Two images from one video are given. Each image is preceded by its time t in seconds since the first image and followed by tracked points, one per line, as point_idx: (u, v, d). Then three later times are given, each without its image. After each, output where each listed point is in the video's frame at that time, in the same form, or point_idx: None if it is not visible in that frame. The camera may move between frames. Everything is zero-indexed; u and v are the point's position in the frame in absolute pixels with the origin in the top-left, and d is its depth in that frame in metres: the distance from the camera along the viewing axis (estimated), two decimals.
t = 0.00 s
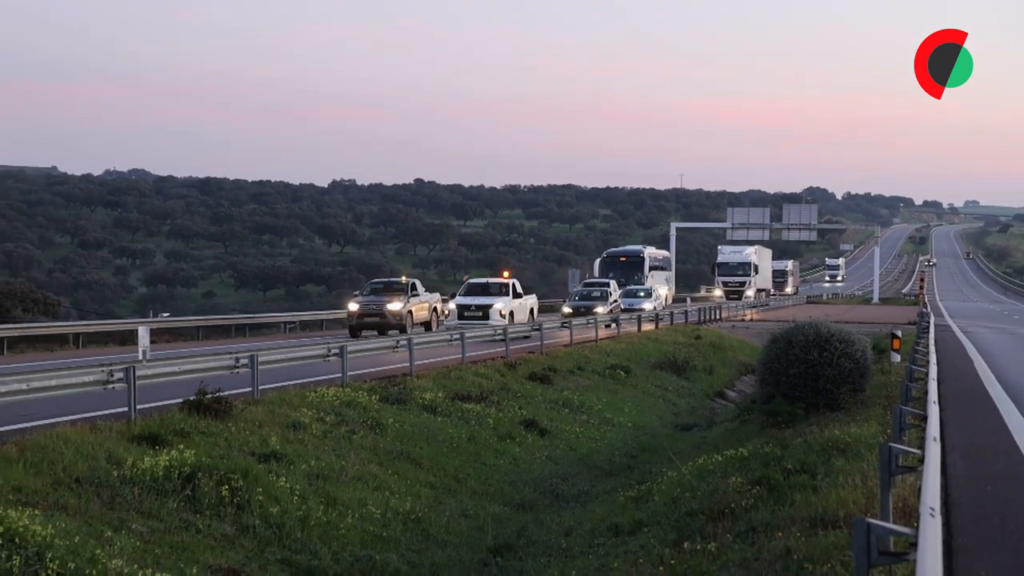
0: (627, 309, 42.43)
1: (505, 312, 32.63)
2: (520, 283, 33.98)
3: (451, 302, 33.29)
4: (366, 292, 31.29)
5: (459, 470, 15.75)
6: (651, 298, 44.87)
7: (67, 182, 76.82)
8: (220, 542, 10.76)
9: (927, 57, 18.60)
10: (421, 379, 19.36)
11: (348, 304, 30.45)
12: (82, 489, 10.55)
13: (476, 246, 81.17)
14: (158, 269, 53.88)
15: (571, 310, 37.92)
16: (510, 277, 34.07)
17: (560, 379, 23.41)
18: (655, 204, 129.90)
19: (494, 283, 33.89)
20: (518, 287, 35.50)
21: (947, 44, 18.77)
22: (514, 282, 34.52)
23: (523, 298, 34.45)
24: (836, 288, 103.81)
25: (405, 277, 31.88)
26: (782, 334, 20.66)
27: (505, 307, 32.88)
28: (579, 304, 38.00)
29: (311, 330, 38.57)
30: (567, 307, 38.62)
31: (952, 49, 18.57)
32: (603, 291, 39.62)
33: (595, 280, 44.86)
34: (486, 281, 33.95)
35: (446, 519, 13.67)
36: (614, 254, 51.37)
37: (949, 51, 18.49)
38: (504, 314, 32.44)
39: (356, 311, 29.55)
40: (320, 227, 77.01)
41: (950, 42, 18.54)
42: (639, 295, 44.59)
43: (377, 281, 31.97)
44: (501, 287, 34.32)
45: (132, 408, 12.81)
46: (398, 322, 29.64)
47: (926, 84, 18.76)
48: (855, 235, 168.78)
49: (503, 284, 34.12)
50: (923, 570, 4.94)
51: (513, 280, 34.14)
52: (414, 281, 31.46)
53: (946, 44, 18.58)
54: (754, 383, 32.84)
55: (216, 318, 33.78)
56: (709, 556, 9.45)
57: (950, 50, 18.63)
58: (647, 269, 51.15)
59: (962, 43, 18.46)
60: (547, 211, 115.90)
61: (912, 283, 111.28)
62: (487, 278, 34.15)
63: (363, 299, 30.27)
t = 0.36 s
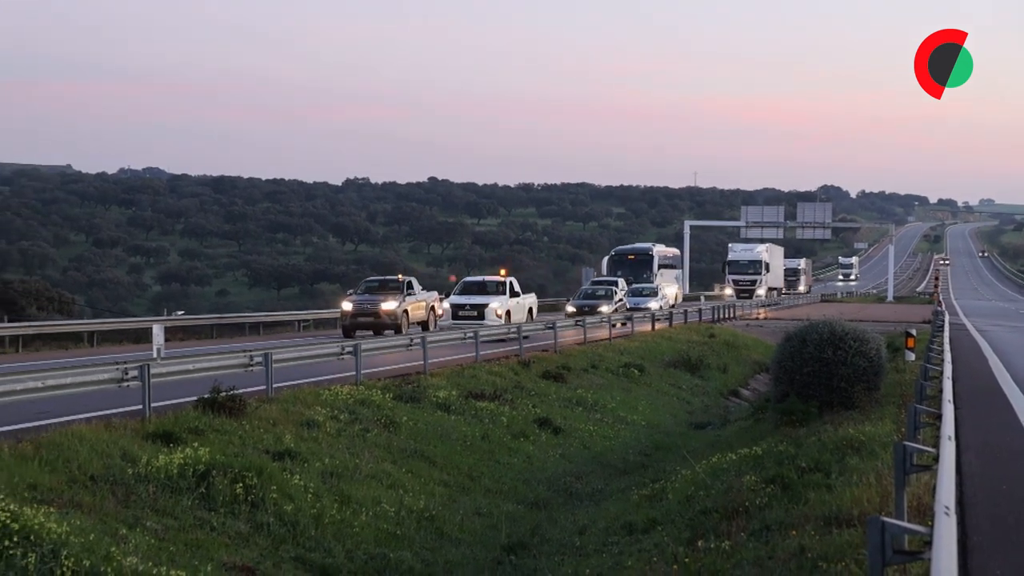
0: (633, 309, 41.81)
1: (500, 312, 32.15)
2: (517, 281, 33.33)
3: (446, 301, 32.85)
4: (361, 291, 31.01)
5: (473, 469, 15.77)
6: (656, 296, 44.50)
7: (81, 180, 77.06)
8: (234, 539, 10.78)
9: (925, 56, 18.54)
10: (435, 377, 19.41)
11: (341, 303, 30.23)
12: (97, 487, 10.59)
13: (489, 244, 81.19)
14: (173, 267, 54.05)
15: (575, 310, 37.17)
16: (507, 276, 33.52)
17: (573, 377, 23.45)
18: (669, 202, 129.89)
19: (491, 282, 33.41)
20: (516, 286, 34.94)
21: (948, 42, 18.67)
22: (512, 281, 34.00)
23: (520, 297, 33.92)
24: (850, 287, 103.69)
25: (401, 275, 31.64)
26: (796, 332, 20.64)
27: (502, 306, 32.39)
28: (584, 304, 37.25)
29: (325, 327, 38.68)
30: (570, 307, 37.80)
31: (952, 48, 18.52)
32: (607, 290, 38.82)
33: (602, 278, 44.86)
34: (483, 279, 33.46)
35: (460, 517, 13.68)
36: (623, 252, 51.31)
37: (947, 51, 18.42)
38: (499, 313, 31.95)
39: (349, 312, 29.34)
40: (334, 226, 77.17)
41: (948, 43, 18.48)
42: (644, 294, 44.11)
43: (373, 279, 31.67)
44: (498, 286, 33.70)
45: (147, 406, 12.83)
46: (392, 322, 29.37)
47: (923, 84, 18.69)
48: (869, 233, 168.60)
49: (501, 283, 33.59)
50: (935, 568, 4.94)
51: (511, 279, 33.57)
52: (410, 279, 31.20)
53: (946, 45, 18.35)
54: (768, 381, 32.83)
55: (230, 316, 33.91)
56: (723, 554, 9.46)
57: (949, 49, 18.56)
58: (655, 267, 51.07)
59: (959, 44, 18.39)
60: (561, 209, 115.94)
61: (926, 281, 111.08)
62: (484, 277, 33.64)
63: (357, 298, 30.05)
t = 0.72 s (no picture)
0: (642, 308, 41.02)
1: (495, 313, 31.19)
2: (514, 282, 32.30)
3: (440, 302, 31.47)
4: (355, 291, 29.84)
5: (487, 469, 15.76)
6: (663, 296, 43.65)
7: (97, 181, 77.20)
8: (249, 539, 10.79)
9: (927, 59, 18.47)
10: (450, 378, 19.41)
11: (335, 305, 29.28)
12: (113, 486, 10.61)
13: (503, 244, 81.11)
14: (188, 267, 54.12)
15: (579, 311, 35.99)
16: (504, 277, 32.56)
17: (588, 377, 23.42)
18: (684, 202, 129.76)
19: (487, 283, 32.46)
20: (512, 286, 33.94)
21: (948, 43, 18.78)
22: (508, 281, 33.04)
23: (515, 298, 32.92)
24: (865, 287, 103.50)
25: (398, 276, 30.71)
26: (811, 333, 20.58)
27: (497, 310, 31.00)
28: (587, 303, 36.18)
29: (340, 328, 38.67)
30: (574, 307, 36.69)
31: (953, 49, 18.48)
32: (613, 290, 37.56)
33: (611, 278, 44.53)
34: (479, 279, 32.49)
35: (475, 517, 13.68)
36: (632, 252, 51.09)
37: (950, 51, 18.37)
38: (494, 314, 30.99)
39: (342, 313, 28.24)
40: (348, 226, 77.21)
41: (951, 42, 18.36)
42: (651, 294, 43.33)
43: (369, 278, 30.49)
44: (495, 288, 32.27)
45: (163, 406, 12.87)
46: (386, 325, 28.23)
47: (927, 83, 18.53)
48: (885, 233, 168.32)
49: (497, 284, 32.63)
50: (953, 569, 4.93)
51: (508, 279, 32.61)
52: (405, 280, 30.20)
53: (946, 44, 18.50)
54: (782, 382, 32.78)
55: (245, 316, 33.91)
56: (738, 554, 9.44)
57: (951, 51, 18.49)
58: (665, 267, 50.84)
59: (962, 43, 18.46)
60: (576, 209, 115.87)
61: (942, 281, 110.82)
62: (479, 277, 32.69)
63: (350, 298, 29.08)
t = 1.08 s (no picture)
0: (639, 309, 40.35)
1: (484, 313, 29.56)
2: (505, 280, 30.73)
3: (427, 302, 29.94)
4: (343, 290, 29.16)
5: (498, 466, 15.76)
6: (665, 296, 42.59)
7: (108, 178, 77.35)
8: (260, 537, 10.80)
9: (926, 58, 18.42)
10: (461, 376, 19.44)
11: (321, 303, 28.44)
12: (124, 484, 10.63)
13: (514, 242, 81.05)
14: (199, 265, 54.18)
15: (578, 309, 35.58)
16: (495, 275, 30.91)
17: (599, 375, 23.40)
18: (695, 200, 129.66)
19: (477, 281, 30.82)
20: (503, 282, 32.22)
21: (948, 44, 18.87)
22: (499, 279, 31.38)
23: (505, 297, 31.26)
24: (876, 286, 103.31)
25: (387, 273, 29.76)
26: (823, 331, 20.54)
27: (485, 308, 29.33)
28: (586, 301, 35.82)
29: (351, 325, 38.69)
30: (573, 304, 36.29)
31: (952, 49, 18.61)
32: (613, 289, 37.16)
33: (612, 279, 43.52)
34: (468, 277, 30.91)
35: (486, 515, 13.68)
36: (637, 249, 50.61)
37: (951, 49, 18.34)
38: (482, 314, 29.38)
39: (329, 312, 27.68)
40: (359, 224, 77.24)
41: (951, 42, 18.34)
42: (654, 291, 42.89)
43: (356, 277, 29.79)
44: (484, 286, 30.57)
45: (174, 404, 12.90)
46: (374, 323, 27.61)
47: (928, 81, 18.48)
48: (897, 231, 168.11)
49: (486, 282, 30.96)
50: (963, 568, 4.92)
51: (498, 277, 30.95)
52: (394, 277, 29.34)
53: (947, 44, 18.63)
54: (794, 380, 32.73)
55: (256, 314, 33.93)
56: (749, 553, 9.44)
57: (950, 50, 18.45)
58: (671, 264, 50.31)
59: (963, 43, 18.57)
60: (587, 207, 115.80)
61: (954, 280, 110.58)
62: (468, 274, 31.08)
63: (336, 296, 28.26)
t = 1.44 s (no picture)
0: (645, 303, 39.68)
1: (474, 308, 27.48)
2: (498, 274, 28.71)
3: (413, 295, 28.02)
4: (332, 282, 27.71)
5: (512, 460, 15.77)
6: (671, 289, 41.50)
7: (123, 172, 77.55)
8: (275, 530, 10.83)
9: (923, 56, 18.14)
10: (475, 369, 19.47)
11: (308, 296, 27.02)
12: (139, 476, 10.66)
13: (529, 236, 81.07)
14: (214, 258, 54.27)
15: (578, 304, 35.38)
16: (485, 268, 28.80)
17: (613, 369, 23.39)
18: (709, 193, 129.70)
19: (467, 275, 28.74)
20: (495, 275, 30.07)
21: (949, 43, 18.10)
22: (491, 271, 29.28)
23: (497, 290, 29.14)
24: (891, 279, 103.21)
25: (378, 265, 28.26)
26: (838, 324, 20.51)
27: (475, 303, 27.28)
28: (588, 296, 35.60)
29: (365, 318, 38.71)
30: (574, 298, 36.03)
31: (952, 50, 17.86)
32: (615, 282, 36.99)
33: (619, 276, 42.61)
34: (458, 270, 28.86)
35: (500, 508, 13.70)
36: (646, 242, 50.08)
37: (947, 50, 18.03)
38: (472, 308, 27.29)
39: (315, 306, 26.28)
40: (374, 217, 77.27)
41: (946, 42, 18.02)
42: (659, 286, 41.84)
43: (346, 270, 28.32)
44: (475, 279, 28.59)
45: (189, 396, 12.92)
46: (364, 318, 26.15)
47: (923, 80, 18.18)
48: (911, 225, 168.05)
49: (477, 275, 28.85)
50: (979, 562, 4.90)
51: (489, 271, 28.85)
52: (386, 270, 27.89)
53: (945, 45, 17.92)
54: (808, 374, 32.72)
55: (271, 307, 33.95)
56: (764, 546, 9.43)
57: (948, 50, 18.19)
58: (680, 257, 49.86)
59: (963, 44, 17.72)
60: (601, 201, 115.83)
61: (968, 273, 110.52)
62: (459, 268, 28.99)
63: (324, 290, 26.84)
